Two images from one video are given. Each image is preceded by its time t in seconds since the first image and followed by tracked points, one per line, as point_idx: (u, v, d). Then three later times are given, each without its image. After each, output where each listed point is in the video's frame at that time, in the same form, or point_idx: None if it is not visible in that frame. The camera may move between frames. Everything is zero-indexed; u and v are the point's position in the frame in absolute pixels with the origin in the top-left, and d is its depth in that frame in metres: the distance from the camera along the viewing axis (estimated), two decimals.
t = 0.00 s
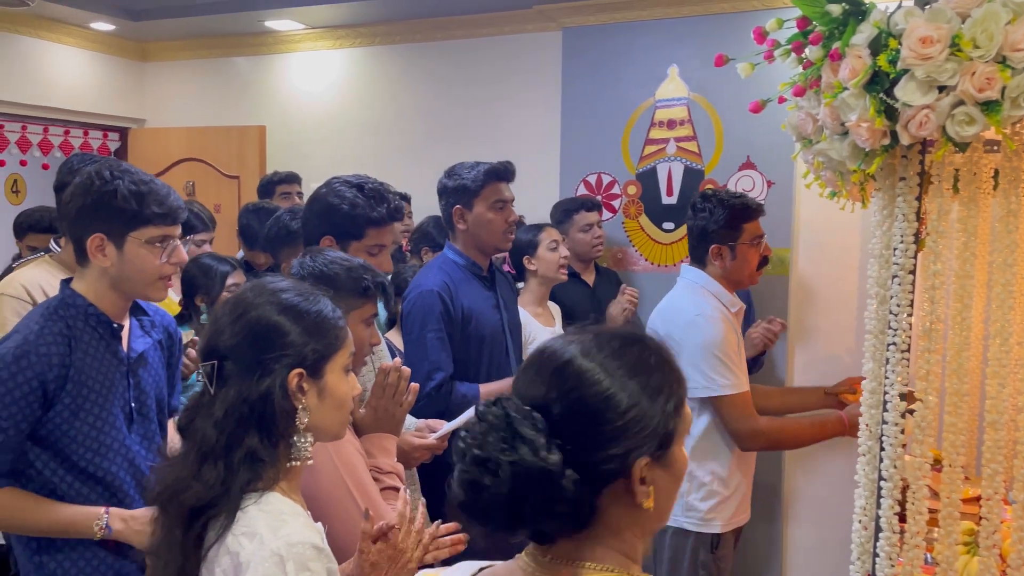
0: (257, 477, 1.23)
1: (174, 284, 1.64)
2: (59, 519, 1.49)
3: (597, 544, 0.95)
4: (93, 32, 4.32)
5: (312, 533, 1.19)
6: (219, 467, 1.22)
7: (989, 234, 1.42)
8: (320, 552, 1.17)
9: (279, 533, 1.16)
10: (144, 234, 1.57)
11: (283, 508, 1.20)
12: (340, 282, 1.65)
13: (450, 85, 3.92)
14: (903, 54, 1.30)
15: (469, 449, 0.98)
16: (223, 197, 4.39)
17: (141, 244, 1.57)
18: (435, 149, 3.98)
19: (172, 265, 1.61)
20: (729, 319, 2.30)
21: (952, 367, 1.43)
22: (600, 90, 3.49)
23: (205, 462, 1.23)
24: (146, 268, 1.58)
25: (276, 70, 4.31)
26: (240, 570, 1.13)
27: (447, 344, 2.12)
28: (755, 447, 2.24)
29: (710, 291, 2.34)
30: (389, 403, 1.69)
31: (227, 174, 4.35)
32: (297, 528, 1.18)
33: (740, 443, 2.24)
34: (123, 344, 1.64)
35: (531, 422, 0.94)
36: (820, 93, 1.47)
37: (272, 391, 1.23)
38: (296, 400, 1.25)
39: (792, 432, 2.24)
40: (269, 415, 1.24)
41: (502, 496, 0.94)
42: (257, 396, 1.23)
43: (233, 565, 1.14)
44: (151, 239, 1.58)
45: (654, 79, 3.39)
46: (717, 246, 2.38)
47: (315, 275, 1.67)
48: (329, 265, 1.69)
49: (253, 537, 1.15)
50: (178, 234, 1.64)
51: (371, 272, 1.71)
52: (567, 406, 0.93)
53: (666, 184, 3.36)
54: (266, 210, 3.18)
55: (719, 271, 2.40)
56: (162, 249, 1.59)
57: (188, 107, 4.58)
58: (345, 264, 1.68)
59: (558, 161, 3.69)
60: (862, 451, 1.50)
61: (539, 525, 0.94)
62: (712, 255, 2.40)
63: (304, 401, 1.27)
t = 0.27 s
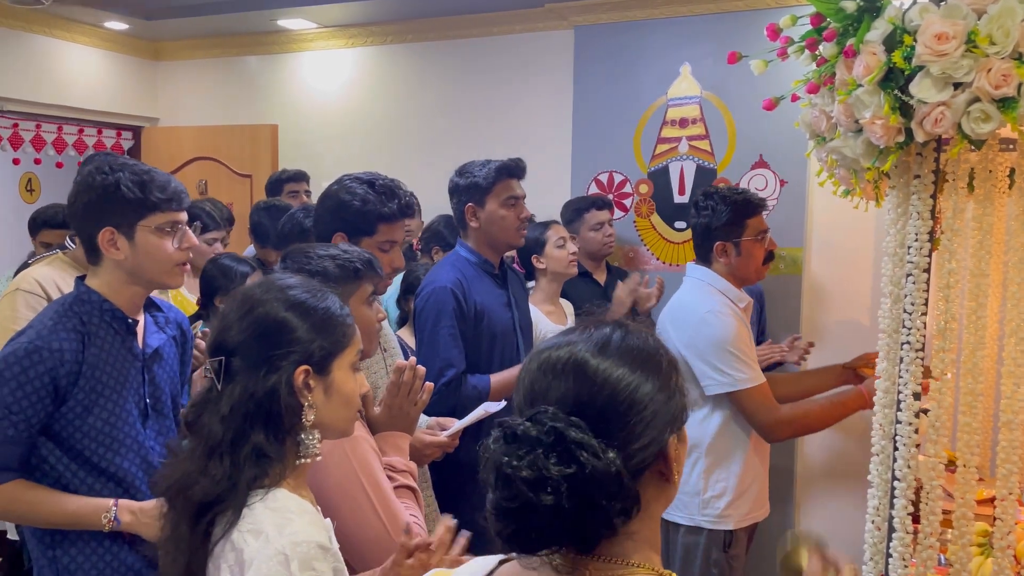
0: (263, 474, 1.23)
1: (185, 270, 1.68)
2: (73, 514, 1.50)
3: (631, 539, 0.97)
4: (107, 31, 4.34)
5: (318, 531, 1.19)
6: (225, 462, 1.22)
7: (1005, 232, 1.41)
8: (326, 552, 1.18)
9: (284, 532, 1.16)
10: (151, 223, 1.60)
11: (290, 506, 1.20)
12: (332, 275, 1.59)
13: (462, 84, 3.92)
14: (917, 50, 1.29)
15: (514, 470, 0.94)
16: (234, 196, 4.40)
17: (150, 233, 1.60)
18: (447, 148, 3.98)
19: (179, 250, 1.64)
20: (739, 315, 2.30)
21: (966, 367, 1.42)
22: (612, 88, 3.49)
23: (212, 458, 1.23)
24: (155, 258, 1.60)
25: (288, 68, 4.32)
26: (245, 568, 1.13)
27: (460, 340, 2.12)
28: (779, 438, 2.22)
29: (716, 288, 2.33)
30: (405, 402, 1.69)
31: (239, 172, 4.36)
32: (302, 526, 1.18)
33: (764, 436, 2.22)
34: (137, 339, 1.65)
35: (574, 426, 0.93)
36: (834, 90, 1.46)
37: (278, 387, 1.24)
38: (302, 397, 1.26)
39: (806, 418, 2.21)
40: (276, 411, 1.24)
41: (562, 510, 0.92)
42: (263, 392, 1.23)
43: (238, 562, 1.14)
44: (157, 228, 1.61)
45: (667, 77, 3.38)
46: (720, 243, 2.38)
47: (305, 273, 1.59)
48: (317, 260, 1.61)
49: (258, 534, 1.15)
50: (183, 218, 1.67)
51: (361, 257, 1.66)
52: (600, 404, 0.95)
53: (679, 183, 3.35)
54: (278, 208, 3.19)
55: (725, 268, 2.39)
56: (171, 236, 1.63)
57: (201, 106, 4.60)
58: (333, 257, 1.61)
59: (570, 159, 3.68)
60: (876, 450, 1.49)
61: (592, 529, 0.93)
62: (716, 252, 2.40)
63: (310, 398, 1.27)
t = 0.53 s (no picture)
0: (268, 469, 1.24)
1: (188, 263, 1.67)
2: (80, 511, 1.50)
3: (632, 540, 0.98)
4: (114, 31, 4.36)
5: (325, 524, 1.21)
6: (230, 459, 1.24)
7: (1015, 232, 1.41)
8: (332, 543, 1.19)
9: (291, 524, 1.16)
10: (149, 215, 1.60)
11: (295, 500, 1.21)
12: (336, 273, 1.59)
13: (467, 83, 3.92)
14: (926, 50, 1.29)
15: (509, 473, 0.95)
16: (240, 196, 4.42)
17: (149, 225, 1.60)
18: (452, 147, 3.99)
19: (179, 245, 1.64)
20: (741, 311, 2.29)
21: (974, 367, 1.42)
22: (619, 87, 3.49)
23: (217, 456, 1.25)
24: (155, 250, 1.60)
25: (294, 68, 4.34)
26: (252, 562, 1.12)
27: (470, 339, 2.14)
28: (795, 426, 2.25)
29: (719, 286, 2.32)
30: (413, 398, 1.71)
31: (245, 171, 4.48)
32: (309, 520, 1.19)
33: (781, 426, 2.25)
34: (147, 334, 1.67)
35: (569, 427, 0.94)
36: (842, 89, 1.46)
37: (281, 385, 1.25)
38: (306, 393, 1.26)
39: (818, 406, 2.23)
40: (279, 408, 1.26)
41: (559, 513, 0.93)
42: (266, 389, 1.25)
43: (245, 554, 1.14)
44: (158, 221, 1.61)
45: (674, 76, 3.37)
46: (723, 240, 2.35)
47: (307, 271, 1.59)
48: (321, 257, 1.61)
49: (266, 527, 1.16)
50: (182, 213, 1.67)
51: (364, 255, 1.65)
52: (592, 406, 0.95)
53: (685, 182, 3.35)
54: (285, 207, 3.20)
55: (727, 265, 2.36)
56: (170, 229, 1.63)
57: (208, 105, 4.62)
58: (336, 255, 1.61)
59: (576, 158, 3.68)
60: (883, 450, 1.50)
61: (591, 530, 0.94)
62: (719, 249, 2.37)
63: (314, 394, 1.27)
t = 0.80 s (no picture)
0: (242, 486, 1.32)
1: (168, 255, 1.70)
2: (80, 508, 1.60)
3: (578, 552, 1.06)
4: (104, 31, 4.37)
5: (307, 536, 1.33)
6: (203, 479, 1.33)
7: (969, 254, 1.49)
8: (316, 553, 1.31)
9: (278, 537, 1.28)
10: (112, 215, 1.63)
11: (278, 515, 1.31)
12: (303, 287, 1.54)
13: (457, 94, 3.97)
14: (885, 85, 1.38)
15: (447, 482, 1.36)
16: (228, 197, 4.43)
17: (114, 225, 1.63)
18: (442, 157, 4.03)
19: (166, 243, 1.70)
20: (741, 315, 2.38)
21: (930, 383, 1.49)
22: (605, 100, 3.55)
23: (188, 475, 1.35)
24: (150, 246, 1.66)
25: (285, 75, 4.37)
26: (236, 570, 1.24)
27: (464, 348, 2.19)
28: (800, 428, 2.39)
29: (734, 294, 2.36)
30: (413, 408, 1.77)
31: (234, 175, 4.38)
32: (293, 534, 1.31)
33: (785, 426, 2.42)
34: (136, 338, 1.68)
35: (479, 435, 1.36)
36: (808, 118, 1.54)
37: (252, 403, 1.32)
38: (274, 411, 1.33)
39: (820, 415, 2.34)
40: (250, 426, 1.32)
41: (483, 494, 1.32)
42: (236, 407, 1.31)
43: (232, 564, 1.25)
44: (150, 217, 1.67)
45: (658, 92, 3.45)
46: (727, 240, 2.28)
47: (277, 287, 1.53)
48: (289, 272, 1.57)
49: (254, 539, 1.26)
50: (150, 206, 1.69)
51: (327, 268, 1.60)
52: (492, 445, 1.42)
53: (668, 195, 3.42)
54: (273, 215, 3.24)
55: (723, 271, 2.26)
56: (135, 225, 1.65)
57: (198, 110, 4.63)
58: (301, 271, 1.57)
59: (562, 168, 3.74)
60: (845, 460, 1.60)
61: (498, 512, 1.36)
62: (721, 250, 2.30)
63: (282, 412, 1.34)
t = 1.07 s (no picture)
0: (242, 488, 1.20)
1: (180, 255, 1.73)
2: (72, 514, 1.53)
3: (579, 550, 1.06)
4: (108, 37, 4.40)
5: (308, 538, 1.19)
6: (204, 479, 1.18)
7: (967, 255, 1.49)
8: (315, 555, 1.17)
9: (276, 538, 1.15)
10: (124, 216, 1.67)
11: (279, 515, 1.19)
12: (322, 285, 1.66)
13: (457, 96, 4.00)
14: (884, 85, 1.37)
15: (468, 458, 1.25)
16: (231, 201, 4.43)
17: (126, 226, 1.67)
18: (442, 158, 4.06)
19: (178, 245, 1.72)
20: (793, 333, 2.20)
21: (928, 384, 1.49)
22: (605, 103, 3.57)
23: (189, 476, 1.19)
24: (159, 247, 1.68)
25: (286, 77, 4.40)
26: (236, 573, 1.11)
27: (460, 352, 2.18)
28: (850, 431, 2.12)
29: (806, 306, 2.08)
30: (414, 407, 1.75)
31: (235, 177, 4.38)
32: (293, 533, 1.17)
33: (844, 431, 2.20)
34: (141, 340, 1.73)
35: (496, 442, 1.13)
36: (807, 119, 1.54)
37: (254, 403, 1.20)
38: (276, 411, 1.23)
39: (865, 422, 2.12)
40: (253, 427, 1.21)
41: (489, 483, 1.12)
42: (240, 409, 1.20)
43: (228, 568, 1.12)
44: (162, 220, 1.71)
45: (658, 93, 3.47)
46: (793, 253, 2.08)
47: (296, 283, 1.68)
48: (311, 269, 1.69)
49: (250, 540, 1.14)
50: (159, 208, 1.73)
51: (353, 272, 1.71)
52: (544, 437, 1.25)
53: (667, 197, 3.45)
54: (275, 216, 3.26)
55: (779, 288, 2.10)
56: (148, 227, 1.69)
57: (200, 112, 4.66)
58: (326, 269, 1.68)
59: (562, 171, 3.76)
60: (842, 461, 1.56)
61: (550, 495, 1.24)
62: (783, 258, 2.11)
63: (285, 412, 1.24)
